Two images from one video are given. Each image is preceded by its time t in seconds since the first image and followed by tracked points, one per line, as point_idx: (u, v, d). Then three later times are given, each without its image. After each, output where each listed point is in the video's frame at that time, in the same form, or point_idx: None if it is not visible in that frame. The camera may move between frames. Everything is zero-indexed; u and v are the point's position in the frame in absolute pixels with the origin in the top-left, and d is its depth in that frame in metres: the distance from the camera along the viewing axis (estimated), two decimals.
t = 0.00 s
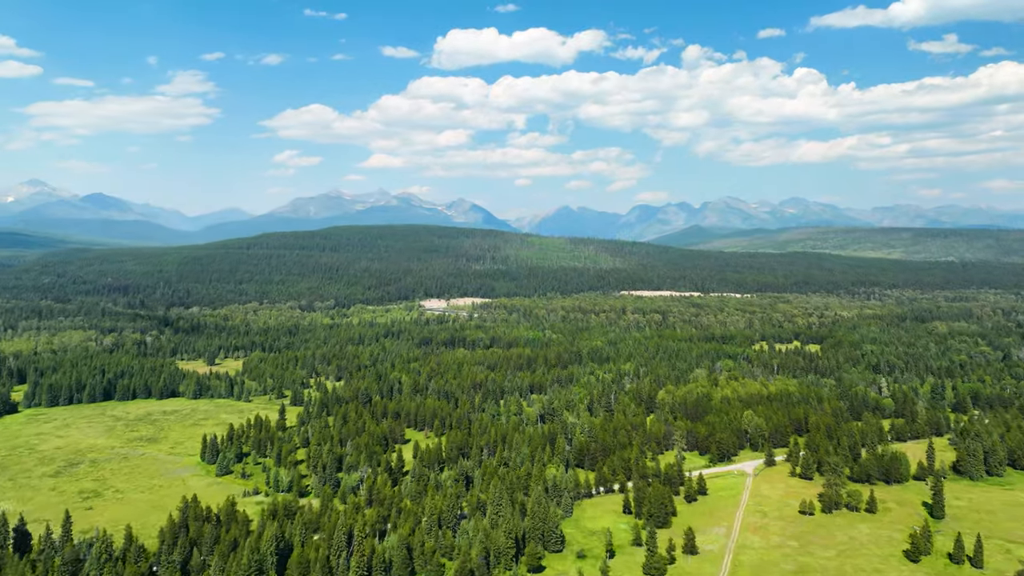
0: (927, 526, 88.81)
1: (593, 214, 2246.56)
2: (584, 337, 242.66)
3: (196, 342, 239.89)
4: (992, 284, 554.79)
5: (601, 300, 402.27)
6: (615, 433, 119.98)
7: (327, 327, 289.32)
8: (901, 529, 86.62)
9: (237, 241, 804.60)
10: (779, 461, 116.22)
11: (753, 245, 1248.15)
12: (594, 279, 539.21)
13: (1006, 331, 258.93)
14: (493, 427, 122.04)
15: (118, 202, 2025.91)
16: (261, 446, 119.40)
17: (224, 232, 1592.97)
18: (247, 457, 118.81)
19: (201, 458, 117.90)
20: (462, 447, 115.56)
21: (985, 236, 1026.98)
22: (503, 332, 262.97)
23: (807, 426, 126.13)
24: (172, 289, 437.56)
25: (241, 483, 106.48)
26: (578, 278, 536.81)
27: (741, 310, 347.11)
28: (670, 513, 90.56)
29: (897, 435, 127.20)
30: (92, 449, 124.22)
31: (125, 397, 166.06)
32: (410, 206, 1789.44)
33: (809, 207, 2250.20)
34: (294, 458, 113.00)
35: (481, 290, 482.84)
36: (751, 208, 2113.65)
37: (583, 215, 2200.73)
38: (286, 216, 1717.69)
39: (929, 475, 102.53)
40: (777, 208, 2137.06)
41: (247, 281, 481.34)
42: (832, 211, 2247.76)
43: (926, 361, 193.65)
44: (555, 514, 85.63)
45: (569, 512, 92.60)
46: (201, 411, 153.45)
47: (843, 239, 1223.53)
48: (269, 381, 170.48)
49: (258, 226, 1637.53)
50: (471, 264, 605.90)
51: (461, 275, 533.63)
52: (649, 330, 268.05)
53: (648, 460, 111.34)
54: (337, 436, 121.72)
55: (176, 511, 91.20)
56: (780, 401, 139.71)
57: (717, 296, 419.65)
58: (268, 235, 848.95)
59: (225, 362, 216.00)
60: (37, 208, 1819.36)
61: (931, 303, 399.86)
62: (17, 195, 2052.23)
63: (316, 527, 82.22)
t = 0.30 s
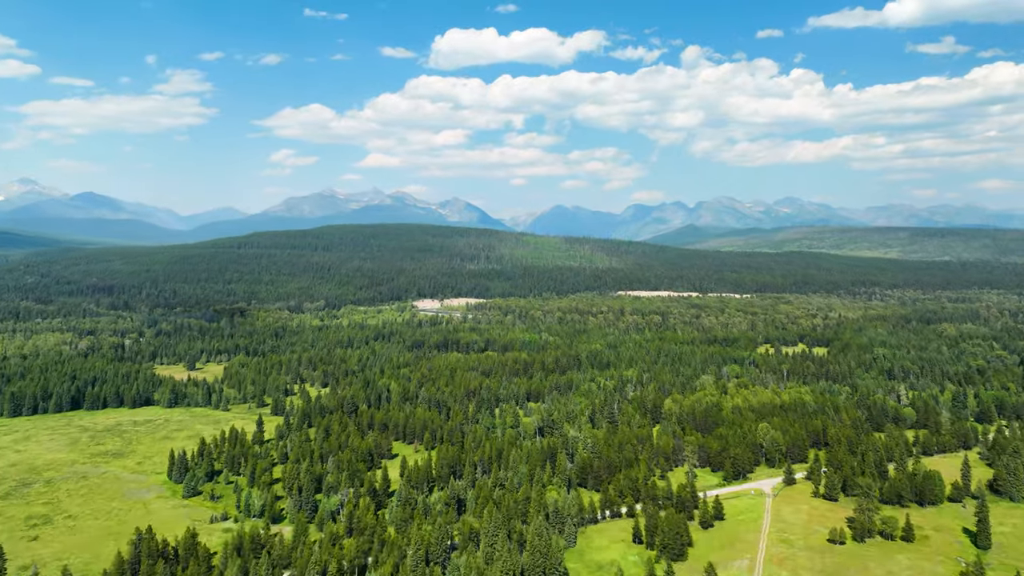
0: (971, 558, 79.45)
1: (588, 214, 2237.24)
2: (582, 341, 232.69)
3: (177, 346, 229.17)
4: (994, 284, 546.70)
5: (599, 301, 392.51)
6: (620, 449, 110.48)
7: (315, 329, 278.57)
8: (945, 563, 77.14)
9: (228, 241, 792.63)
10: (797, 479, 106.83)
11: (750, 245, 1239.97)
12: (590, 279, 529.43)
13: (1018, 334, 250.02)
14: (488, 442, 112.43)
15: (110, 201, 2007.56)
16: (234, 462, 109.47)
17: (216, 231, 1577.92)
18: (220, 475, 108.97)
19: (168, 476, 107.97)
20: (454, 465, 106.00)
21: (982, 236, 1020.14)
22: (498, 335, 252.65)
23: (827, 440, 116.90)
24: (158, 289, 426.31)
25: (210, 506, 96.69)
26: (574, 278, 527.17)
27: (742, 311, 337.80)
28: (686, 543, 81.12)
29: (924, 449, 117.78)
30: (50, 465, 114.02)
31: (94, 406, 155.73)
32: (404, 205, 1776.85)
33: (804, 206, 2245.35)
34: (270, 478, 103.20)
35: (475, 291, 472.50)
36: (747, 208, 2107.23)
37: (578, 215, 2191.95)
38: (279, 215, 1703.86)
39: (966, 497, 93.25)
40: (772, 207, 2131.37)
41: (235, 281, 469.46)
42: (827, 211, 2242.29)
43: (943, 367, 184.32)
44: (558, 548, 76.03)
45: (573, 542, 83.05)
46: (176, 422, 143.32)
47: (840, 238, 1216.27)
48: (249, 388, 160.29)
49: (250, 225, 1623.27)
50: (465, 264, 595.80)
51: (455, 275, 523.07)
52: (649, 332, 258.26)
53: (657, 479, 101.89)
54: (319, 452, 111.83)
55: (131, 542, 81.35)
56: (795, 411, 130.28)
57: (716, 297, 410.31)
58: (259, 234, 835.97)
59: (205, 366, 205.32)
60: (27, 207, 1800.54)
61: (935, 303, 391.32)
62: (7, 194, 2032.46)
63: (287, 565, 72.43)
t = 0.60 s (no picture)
0: None
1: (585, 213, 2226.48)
2: (582, 345, 221.75)
3: (156, 350, 217.45)
4: (1000, 285, 537.31)
5: (598, 302, 381.69)
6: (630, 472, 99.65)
7: (304, 332, 267.11)
8: None
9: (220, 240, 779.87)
10: (828, 504, 96.03)
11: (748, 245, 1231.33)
12: (588, 279, 518.66)
13: None
14: (484, 462, 101.43)
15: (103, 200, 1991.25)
16: (201, 486, 98.25)
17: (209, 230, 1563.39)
18: (185, 500, 97.73)
19: (126, 503, 96.06)
20: (445, 491, 94.89)
21: (983, 236, 1011.51)
22: (494, 339, 241.33)
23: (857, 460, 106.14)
24: (144, 290, 414.12)
25: (169, 539, 85.55)
26: (572, 278, 516.33)
27: (746, 313, 327.27)
28: None
29: (965, 469, 107.06)
30: None
31: (59, 417, 144.06)
32: (399, 204, 1764.24)
33: (801, 206, 2238.09)
34: (239, 507, 92.00)
35: (471, 291, 461.30)
36: (744, 207, 2099.26)
37: (575, 214, 2181.72)
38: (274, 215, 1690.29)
39: None
40: (770, 207, 2124.08)
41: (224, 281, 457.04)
42: (823, 211, 2234.96)
43: (967, 373, 173.71)
44: None
45: None
46: (145, 436, 131.82)
47: (838, 238, 1207.60)
48: (227, 398, 148.60)
49: (244, 224, 1609.09)
50: (461, 264, 584.54)
51: (450, 275, 511.92)
52: (652, 336, 247.25)
53: (674, 507, 91.11)
54: (296, 475, 100.63)
55: None
56: (819, 425, 119.44)
57: (718, 299, 399.76)
58: (252, 233, 822.59)
59: (185, 373, 193.70)
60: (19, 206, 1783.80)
61: (943, 305, 381.37)
62: None
63: None
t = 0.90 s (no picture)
0: None
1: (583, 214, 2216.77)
2: (586, 350, 212.32)
3: (139, 355, 207.66)
4: (1007, 286, 528.94)
5: (600, 304, 372.63)
6: (645, 497, 90.12)
7: (296, 336, 257.57)
8: None
9: (215, 240, 768.93)
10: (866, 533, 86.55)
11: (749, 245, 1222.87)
12: (589, 280, 509.34)
13: None
14: (483, 486, 92.03)
15: (100, 200, 1980.24)
16: (171, 511, 88.88)
17: (206, 230, 1552.10)
18: (151, 527, 88.31)
19: (84, 532, 86.09)
20: (440, 519, 85.43)
21: (986, 236, 1003.40)
22: (494, 343, 232.02)
23: (893, 481, 96.78)
24: (134, 291, 404.18)
25: None
26: (572, 279, 507.26)
27: (753, 315, 318.21)
28: None
29: (1011, 491, 97.56)
30: None
31: (27, 429, 134.54)
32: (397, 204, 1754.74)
33: (800, 206, 2231.26)
34: (209, 538, 82.54)
35: (470, 293, 451.84)
36: (743, 208, 2092.73)
37: (574, 214, 2173.07)
38: (271, 215, 1679.99)
39: None
40: (769, 207, 2117.68)
41: (217, 283, 446.85)
42: (823, 211, 2228.78)
43: (993, 381, 164.32)
44: None
45: None
46: (117, 452, 122.04)
47: (840, 238, 1199.39)
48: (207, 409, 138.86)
49: (241, 224, 1598.54)
50: (459, 265, 575.29)
51: (448, 276, 502.95)
52: (657, 341, 238.34)
53: (693, 539, 81.75)
54: (275, 499, 91.07)
55: None
56: (846, 441, 109.99)
57: (722, 300, 390.90)
58: (247, 233, 811.56)
59: (168, 380, 183.81)
60: (15, 206, 1771.84)
61: (953, 307, 372.61)
62: None
63: None
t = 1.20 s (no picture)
0: None
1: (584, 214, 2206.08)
2: (591, 355, 201.35)
3: (120, 362, 196.52)
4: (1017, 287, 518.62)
5: (604, 306, 361.91)
6: (668, 532, 79.10)
7: (288, 340, 246.49)
8: None
9: (211, 240, 758.15)
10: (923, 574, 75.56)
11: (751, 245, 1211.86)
12: (592, 281, 498.77)
13: None
14: (485, 518, 81.22)
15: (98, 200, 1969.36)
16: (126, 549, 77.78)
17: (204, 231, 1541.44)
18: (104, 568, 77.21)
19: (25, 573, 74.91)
20: (434, 560, 74.54)
21: (991, 236, 992.48)
22: (494, 348, 220.99)
23: (946, 510, 85.91)
24: (125, 292, 393.14)
25: None
26: (574, 280, 496.60)
27: (763, 318, 307.51)
28: None
29: None
30: None
31: None
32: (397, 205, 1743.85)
33: (801, 206, 2220.66)
34: None
35: (469, 294, 440.89)
36: (744, 208, 2083.05)
37: (574, 215, 2163.12)
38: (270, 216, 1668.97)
39: None
40: (770, 207, 2107.25)
41: (210, 284, 435.86)
42: (824, 211, 2218.83)
43: None
44: None
45: None
46: (80, 472, 110.91)
47: (843, 238, 1188.86)
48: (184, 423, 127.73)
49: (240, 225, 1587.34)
50: (459, 265, 564.82)
51: (448, 276, 492.43)
52: (666, 345, 227.68)
53: None
54: (247, 534, 80.05)
55: None
56: (888, 463, 99.08)
57: (729, 302, 380.02)
58: (242, 233, 799.62)
59: (148, 389, 172.59)
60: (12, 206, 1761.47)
61: (967, 308, 362.15)
62: None
63: None
